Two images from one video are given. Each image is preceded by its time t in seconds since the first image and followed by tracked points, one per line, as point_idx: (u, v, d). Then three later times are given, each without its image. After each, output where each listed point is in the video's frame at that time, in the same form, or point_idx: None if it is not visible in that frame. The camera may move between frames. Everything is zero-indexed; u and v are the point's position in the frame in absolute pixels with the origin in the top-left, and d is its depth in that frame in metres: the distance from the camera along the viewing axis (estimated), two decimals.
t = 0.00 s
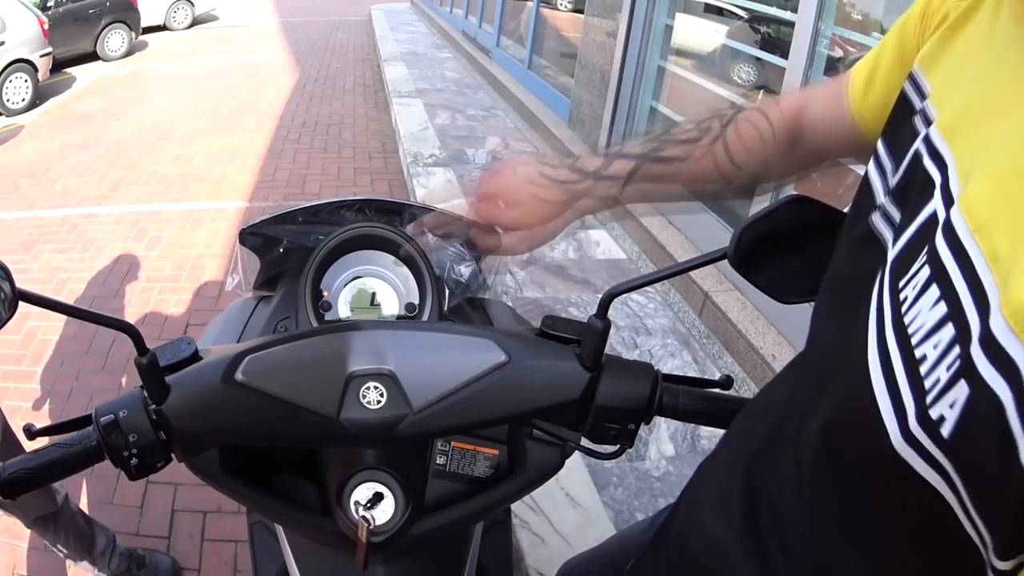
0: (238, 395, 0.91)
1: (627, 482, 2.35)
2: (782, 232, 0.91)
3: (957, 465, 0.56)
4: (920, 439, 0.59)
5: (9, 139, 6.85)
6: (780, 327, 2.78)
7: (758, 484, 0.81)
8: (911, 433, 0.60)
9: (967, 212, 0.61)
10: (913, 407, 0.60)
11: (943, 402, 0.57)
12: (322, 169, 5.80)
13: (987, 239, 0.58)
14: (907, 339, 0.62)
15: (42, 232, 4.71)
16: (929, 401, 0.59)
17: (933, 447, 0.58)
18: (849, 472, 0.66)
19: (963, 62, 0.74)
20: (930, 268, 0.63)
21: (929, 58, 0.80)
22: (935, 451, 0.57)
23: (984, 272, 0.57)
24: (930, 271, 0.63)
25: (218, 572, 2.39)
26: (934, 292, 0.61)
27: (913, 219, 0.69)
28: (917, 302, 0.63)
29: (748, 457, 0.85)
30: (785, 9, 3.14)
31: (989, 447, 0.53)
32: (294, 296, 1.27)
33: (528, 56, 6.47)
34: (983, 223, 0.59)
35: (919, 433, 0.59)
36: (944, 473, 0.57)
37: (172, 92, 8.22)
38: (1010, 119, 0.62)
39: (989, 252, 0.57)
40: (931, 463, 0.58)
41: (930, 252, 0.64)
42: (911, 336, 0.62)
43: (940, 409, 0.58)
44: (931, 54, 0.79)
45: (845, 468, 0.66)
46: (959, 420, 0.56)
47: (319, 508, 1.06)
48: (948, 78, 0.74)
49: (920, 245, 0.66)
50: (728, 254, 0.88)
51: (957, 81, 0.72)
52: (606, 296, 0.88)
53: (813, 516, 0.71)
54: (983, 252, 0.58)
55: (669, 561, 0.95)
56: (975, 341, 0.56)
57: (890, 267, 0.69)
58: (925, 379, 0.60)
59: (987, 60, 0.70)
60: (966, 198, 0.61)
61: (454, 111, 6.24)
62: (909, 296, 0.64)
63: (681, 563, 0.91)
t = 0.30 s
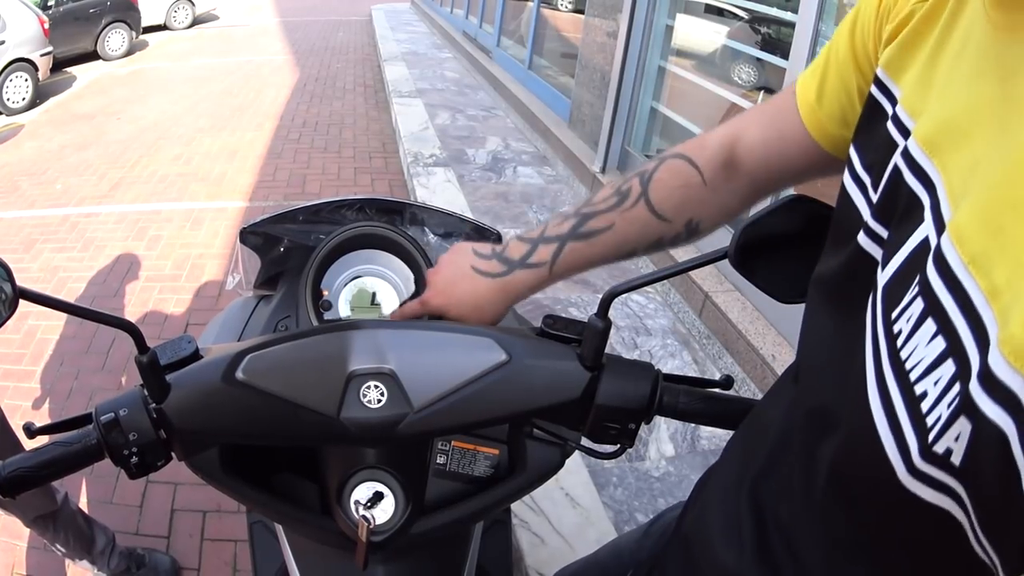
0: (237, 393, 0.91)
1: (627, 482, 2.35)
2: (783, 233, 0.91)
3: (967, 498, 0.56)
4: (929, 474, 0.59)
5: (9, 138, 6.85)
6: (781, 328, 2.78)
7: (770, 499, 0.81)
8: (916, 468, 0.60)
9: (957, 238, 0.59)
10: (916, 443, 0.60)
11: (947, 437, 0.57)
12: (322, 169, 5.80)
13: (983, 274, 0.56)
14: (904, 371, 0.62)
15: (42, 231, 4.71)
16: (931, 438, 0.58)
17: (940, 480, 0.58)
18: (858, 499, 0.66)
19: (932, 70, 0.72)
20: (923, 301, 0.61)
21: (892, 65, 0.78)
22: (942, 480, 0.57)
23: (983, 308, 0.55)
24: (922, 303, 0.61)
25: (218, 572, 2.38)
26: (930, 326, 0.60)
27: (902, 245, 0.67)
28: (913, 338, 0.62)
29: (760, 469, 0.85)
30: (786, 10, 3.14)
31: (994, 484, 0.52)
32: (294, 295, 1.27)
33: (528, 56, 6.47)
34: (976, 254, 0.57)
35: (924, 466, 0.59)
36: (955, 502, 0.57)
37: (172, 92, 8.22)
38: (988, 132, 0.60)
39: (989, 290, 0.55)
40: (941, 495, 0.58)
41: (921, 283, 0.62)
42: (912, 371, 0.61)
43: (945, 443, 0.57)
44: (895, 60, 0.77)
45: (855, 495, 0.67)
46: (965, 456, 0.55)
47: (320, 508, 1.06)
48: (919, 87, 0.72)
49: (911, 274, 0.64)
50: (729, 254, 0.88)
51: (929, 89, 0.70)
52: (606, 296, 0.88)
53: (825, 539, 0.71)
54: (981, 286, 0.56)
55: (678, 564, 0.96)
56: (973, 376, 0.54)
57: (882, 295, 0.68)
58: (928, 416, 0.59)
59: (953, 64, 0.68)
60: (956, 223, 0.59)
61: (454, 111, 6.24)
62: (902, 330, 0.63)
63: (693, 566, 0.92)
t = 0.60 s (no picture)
0: (237, 390, 0.90)
1: (627, 482, 2.35)
2: (784, 227, 0.90)
3: (965, 510, 0.56)
4: (928, 482, 0.59)
5: (9, 138, 6.84)
6: (781, 328, 2.78)
7: (773, 498, 0.81)
8: (918, 475, 0.60)
9: (962, 246, 0.58)
10: (916, 452, 0.60)
11: (946, 449, 0.57)
12: (322, 168, 5.80)
13: (988, 283, 0.55)
14: (905, 378, 0.62)
15: (42, 230, 4.71)
16: (931, 446, 0.59)
17: (939, 490, 0.58)
18: (863, 504, 0.66)
19: (941, 66, 0.70)
20: (927, 308, 0.61)
21: (899, 57, 0.75)
22: (944, 493, 0.58)
23: (987, 318, 0.55)
24: (927, 309, 0.61)
25: (217, 571, 2.38)
26: (934, 333, 0.60)
27: (906, 247, 0.66)
28: (916, 346, 0.61)
29: (762, 469, 0.85)
30: (786, 9, 3.13)
31: (996, 497, 0.53)
32: (294, 293, 1.26)
33: (528, 56, 6.46)
34: (980, 262, 0.56)
35: (925, 476, 0.59)
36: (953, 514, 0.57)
37: (172, 92, 8.22)
38: (996, 138, 0.59)
39: (993, 299, 0.55)
40: (942, 506, 0.58)
41: (927, 289, 0.62)
42: (912, 378, 0.61)
43: (943, 456, 0.57)
44: (903, 52, 0.75)
45: (859, 501, 0.67)
46: (963, 469, 0.55)
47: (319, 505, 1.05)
48: (927, 84, 0.70)
49: (915, 277, 0.64)
50: (730, 250, 0.88)
51: (937, 88, 0.69)
52: (606, 293, 0.88)
53: (831, 541, 0.71)
54: (985, 294, 0.56)
55: (679, 562, 0.96)
56: (976, 390, 0.55)
57: (886, 296, 0.67)
58: (927, 424, 0.59)
59: (960, 63, 0.67)
60: (961, 230, 0.59)
61: (454, 111, 6.23)
62: (905, 332, 0.63)
63: (695, 565, 0.92)
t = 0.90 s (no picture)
0: (238, 390, 0.90)
1: (626, 480, 2.35)
2: (784, 224, 0.90)
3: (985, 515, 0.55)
4: (944, 486, 0.59)
5: (7, 136, 6.83)
6: (780, 326, 2.77)
7: (778, 500, 0.81)
8: (935, 479, 0.59)
9: (982, 249, 0.58)
10: (934, 456, 0.59)
11: (966, 454, 0.57)
12: (320, 167, 5.79)
13: (1008, 286, 0.55)
14: (922, 382, 0.61)
15: (40, 228, 4.70)
16: (950, 451, 0.58)
17: (957, 494, 0.58)
18: (873, 506, 0.66)
19: (953, 69, 0.69)
20: (945, 311, 0.60)
21: (910, 58, 0.75)
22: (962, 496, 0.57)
23: (1008, 322, 0.55)
24: (944, 312, 0.60)
25: (215, 570, 2.37)
26: (951, 336, 0.59)
27: (920, 249, 0.66)
28: (933, 349, 0.61)
29: (767, 471, 0.85)
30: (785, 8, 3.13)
31: (1018, 503, 0.52)
32: (292, 291, 1.26)
33: (527, 54, 6.46)
34: (1000, 265, 0.56)
35: (943, 480, 0.59)
36: (971, 517, 0.57)
37: (170, 90, 8.20)
38: (1014, 142, 0.59)
39: (1014, 303, 0.54)
40: (958, 510, 0.58)
41: (943, 291, 0.61)
42: (930, 381, 0.61)
43: (963, 460, 0.57)
44: (914, 53, 0.74)
45: (869, 503, 0.67)
46: (984, 474, 0.55)
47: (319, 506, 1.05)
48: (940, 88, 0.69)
49: (930, 280, 0.63)
50: (730, 249, 0.87)
51: (949, 90, 0.68)
52: (607, 291, 0.87)
53: (840, 545, 0.71)
54: (1005, 298, 0.55)
55: (679, 563, 0.96)
56: (998, 395, 0.54)
57: (899, 297, 0.66)
58: (946, 429, 0.59)
59: (973, 66, 0.66)
60: (979, 233, 0.58)
61: (452, 109, 6.22)
62: (921, 334, 0.62)
63: (697, 565, 0.92)
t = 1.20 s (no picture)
0: (237, 388, 0.90)
1: (625, 477, 2.35)
2: (784, 222, 0.90)
3: (998, 492, 0.55)
4: (957, 469, 0.58)
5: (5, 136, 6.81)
6: (780, 324, 2.78)
7: (776, 497, 0.81)
8: (946, 462, 0.59)
9: (991, 229, 0.58)
10: (946, 439, 0.59)
11: (980, 431, 0.56)
12: (319, 165, 5.78)
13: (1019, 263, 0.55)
14: (934, 366, 0.61)
15: (39, 227, 4.69)
16: (963, 431, 0.58)
17: (970, 475, 0.57)
18: (873, 498, 0.66)
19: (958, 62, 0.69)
20: (955, 292, 0.60)
21: (917, 55, 0.75)
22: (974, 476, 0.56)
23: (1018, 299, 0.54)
24: (955, 294, 0.60)
25: (215, 569, 2.37)
26: (962, 316, 0.59)
27: (927, 237, 0.66)
28: (943, 332, 0.61)
29: (764, 468, 0.85)
30: (785, 5, 3.12)
31: None
32: (292, 288, 1.26)
33: (526, 52, 6.45)
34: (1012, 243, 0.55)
35: (955, 462, 0.58)
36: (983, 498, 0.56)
37: (169, 89, 8.19)
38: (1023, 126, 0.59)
39: None
40: (968, 492, 0.57)
41: (953, 273, 0.61)
42: (940, 363, 0.61)
43: (978, 437, 0.56)
44: (920, 51, 0.74)
45: (870, 494, 0.66)
46: (999, 449, 0.54)
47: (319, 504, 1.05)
48: (946, 82, 0.69)
49: (939, 265, 0.63)
50: (730, 246, 0.87)
51: (955, 81, 0.68)
52: (607, 288, 0.87)
53: (840, 538, 0.71)
54: (1015, 276, 0.55)
55: (676, 562, 0.96)
56: (1009, 369, 0.54)
57: (908, 285, 0.66)
58: (959, 411, 0.58)
59: (980, 58, 0.66)
60: (988, 215, 0.58)
61: (451, 107, 6.22)
62: (931, 319, 0.62)
63: (693, 565, 0.92)
